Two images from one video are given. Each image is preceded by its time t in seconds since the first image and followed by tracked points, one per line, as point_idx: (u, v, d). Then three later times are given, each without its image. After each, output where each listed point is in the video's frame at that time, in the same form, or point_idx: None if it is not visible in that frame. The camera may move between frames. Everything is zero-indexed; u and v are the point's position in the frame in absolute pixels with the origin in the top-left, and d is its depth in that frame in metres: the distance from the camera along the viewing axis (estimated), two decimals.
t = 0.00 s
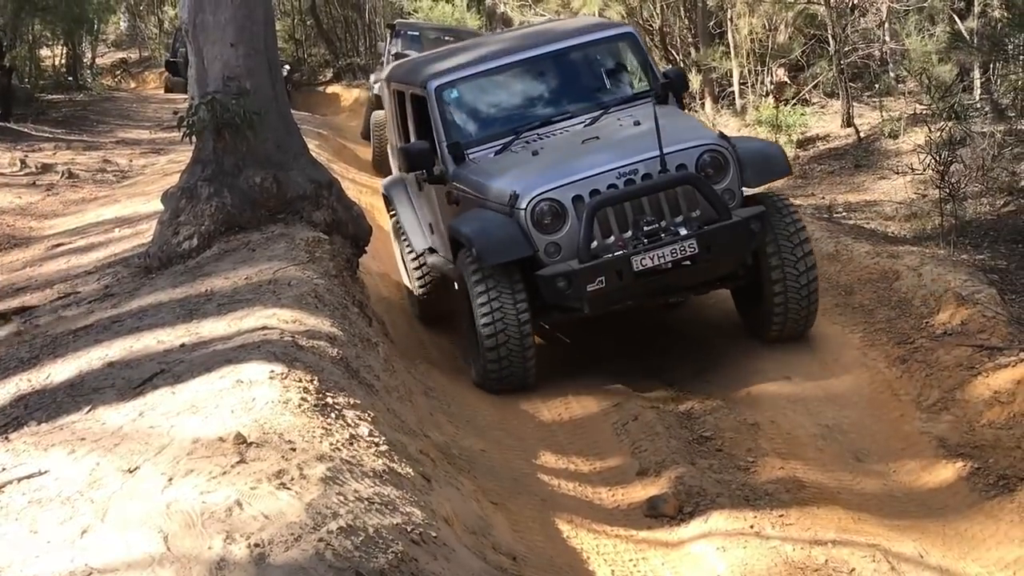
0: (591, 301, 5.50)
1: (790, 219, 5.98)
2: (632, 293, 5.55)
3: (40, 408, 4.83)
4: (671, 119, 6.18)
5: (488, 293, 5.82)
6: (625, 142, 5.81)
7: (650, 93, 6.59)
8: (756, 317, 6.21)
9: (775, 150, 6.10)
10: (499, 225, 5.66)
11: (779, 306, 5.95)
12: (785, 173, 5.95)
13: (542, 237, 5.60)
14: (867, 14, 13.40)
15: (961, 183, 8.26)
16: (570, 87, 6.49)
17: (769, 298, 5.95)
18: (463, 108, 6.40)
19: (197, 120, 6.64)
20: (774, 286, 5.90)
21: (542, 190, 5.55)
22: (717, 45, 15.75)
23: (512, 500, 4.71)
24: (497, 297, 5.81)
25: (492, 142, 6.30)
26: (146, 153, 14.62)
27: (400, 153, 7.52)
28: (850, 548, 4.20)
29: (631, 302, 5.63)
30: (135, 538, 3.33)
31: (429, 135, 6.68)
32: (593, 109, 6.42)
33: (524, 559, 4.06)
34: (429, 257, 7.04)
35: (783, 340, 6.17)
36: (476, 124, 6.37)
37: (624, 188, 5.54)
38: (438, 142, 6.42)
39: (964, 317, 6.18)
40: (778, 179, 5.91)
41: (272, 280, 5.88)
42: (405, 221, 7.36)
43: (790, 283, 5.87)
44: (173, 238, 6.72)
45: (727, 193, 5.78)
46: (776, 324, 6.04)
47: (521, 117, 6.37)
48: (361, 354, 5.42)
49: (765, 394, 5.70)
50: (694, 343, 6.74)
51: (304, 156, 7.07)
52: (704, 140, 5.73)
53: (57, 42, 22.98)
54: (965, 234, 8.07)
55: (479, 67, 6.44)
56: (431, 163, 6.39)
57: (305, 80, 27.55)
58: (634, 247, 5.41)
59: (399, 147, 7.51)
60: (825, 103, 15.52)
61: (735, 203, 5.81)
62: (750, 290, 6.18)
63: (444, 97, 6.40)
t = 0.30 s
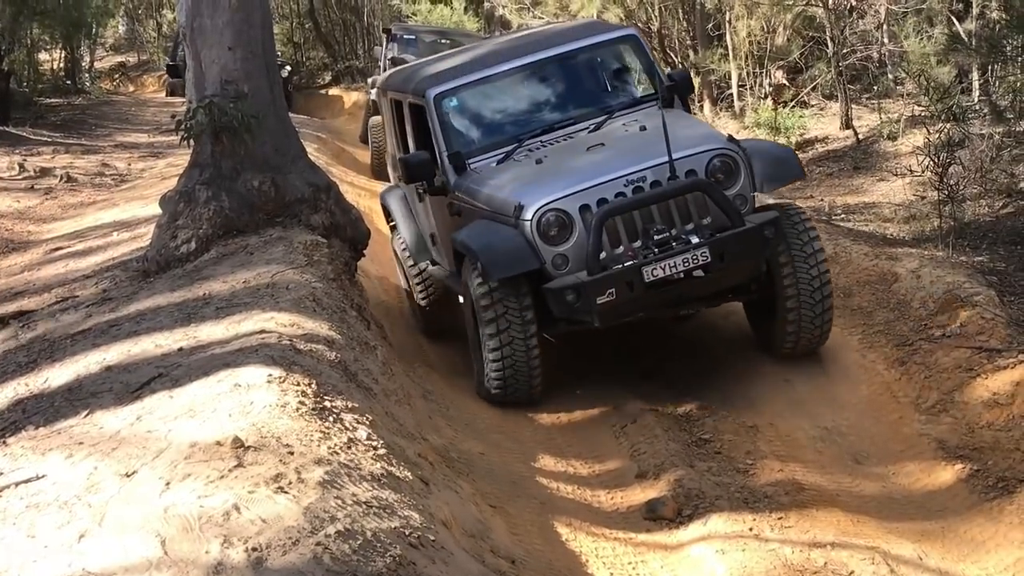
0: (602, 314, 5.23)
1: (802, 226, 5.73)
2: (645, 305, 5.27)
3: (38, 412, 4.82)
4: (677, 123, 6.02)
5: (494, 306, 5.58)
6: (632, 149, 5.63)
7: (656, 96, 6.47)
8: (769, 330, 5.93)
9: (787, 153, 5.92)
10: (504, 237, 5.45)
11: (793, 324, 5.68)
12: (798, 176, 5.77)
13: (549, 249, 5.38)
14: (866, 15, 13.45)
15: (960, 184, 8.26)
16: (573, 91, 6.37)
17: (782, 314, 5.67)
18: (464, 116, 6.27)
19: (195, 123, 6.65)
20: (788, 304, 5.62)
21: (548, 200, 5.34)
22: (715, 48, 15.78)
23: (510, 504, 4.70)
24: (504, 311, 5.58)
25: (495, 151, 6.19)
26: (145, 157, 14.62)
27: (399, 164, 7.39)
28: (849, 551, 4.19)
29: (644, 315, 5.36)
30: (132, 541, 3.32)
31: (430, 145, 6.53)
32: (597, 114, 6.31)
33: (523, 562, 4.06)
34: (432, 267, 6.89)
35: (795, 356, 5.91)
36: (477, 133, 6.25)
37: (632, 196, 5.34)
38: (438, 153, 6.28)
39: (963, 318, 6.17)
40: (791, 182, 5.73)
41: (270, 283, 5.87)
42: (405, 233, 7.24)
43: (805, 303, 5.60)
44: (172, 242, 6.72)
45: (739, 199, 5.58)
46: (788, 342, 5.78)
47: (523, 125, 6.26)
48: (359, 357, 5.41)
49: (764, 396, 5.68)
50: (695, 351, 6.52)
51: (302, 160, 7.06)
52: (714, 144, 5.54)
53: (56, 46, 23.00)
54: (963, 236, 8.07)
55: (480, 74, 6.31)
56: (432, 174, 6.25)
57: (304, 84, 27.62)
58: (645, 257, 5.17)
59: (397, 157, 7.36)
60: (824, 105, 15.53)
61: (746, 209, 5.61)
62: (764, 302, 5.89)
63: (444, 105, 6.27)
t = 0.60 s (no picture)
0: (615, 330, 5.05)
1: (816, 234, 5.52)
2: (659, 319, 5.12)
3: (36, 418, 4.82)
4: (687, 130, 5.86)
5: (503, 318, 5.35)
6: (642, 158, 5.47)
7: (665, 102, 6.32)
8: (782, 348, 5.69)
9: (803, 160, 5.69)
10: (512, 250, 5.27)
11: (809, 343, 5.43)
12: (815, 185, 5.54)
13: (559, 262, 5.22)
14: (864, 18, 13.67)
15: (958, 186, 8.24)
16: (579, 98, 6.22)
17: (797, 331, 5.44)
18: (468, 125, 6.13)
19: (192, 128, 6.64)
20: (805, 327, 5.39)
21: (557, 212, 5.18)
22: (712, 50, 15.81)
23: (509, 508, 4.69)
24: (514, 326, 5.35)
25: (500, 161, 6.05)
26: (143, 161, 14.62)
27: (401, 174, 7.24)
28: (848, 553, 4.20)
29: (657, 329, 5.18)
30: (130, 547, 3.32)
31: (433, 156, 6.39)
32: (604, 121, 6.17)
33: (522, 565, 4.06)
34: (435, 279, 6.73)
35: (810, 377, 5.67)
36: (481, 142, 6.11)
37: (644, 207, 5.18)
38: (442, 164, 6.15)
39: (962, 321, 6.16)
40: (808, 191, 5.51)
41: (269, 288, 5.87)
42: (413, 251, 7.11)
43: (822, 325, 5.37)
44: (170, 247, 6.71)
45: (754, 208, 5.41)
46: (803, 362, 5.53)
47: (528, 133, 6.12)
48: (358, 362, 5.41)
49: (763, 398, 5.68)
50: (699, 362, 6.38)
51: (300, 164, 7.07)
52: (726, 152, 5.37)
53: (55, 50, 23.01)
54: (961, 238, 8.06)
55: (484, 81, 6.18)
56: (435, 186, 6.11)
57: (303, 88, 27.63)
58: (659, 270, 4.99)
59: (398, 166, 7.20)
60: (822, 107, 15.53)
61: (763, 218, 5.42)
62: (779, 318, 5.64)
63: (446, 114, 6.14)
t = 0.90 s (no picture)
0: (631, 348, 4.83)
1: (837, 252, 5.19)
2: (676, 337, 4.91)
3: (34, 421, 4.81)
4: (705, 139, 5.63)
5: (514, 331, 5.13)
6: (660, 170, 5.24)
7: (681, 110, 6.10)
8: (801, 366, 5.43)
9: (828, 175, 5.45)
10: (525, 263, 5.04)
11: (829, 365, 5.18)
12: (838, 201, 5.28)
13: (573, 276, 4.99)
14: (864, 18, 13.55)
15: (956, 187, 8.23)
16: (594, 104, 5.98)
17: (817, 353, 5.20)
18: (479, 131, 5.89)
19: (191, 129, 6.65)
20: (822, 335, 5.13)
21: (572, 225, 4.96)
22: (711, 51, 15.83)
23: (508, 509, 4.69)
24: (525, 338, 5.12)
25: (511, 168, 5.82)
26: (143, 163, 14.62)
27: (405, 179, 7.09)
28: (849, 553, 4.20)
29: (674, 347, 4.97)
30: (130, 549, 3.32)
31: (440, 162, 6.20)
32: (619, 129, 5.93)
33: (522, 567, 4.07)
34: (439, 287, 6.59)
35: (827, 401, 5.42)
36: (492, 148, 5.88)
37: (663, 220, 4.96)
38: (451, 171, 5.93)
39: (962, 321, 6.14)
40: (830, 207, 5.25)
41: (268, 289, 5.86)
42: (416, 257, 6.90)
43: (841, 342, 5.10)
44: (168, 250, 6.66)
45: (776, 224, 5.18)
46: (820, 387, 5.29)
47: (541, 140, 5.88)
48: (357, 364, 5.39)
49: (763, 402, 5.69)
50: (709, 376, 6.22)
51: (299, 167, 7.06)
52: (748, 165, 5.15)
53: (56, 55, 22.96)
54: (960, 237, 8.07)
55: (496, 85, 5.94)
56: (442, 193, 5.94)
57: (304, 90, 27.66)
58: (678, 287, 4.78)
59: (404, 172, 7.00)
60: (821, 108, 15.49)
61: (785, 233, 5.19)
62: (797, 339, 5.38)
63: (455, 119, 5.91)
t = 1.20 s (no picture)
0: (623, 349, 5.70)
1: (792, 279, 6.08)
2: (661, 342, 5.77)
3: (133, 393, 6.02)
4: (688, 175, 6.62)
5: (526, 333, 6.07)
6: (649, 201, 6.18)
7: (665, 150, 7.15)
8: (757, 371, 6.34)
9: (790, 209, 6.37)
10: (536, 277, 5.98)
11: (780, 363, 6.08)
12: (795, 230, 6.17)
13: (575, 289, 5.90)
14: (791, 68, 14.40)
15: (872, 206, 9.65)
16: (592, 144, 7.06)
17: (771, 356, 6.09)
18: (496, 165, 6.99)
19: (256, 161, 7.88)
20: (777, 343, 6.04)
21: (575, 245, 5.86)
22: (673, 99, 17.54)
23: (511, 463, 5.85)
24: (535, 342, 6.08)
25: (523, 196, 6.86)
26: (221, 188, 16.24)
27: (433, 203, 8.22)
28: (782, 498, 5.34)
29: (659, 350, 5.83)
30: (208, 498, 4.46)
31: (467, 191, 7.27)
32: (613, 165, 6.98)
33: (521, 509, 5.23)
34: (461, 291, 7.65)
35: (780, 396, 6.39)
36: (508, 179, 6.94)
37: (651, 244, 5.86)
38: (474, 198, 6.98)
39: (870, 312, 7.32)
40: (790, 234, 6.10)
41: (318, 288, 7.06)
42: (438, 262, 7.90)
43: (792, 348, 6.01)
44: (238, 257, 7.93)
45: (744, 249, 6.08)
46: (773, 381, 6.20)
47: (548, 172, 6.94)
48: (390, 347, 6.59)
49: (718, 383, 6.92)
50: (688, 376, 7.18)
51: (341, 190, 8.30)
52: (722, 199, 6.05)
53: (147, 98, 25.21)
54: (870, 246, 9.05)
55: (510, 127, 7.05)
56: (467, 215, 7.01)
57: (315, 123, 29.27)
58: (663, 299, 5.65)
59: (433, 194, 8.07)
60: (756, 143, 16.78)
61: (752, 258, 6.08)
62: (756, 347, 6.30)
63: (478, 154, 7.02)
